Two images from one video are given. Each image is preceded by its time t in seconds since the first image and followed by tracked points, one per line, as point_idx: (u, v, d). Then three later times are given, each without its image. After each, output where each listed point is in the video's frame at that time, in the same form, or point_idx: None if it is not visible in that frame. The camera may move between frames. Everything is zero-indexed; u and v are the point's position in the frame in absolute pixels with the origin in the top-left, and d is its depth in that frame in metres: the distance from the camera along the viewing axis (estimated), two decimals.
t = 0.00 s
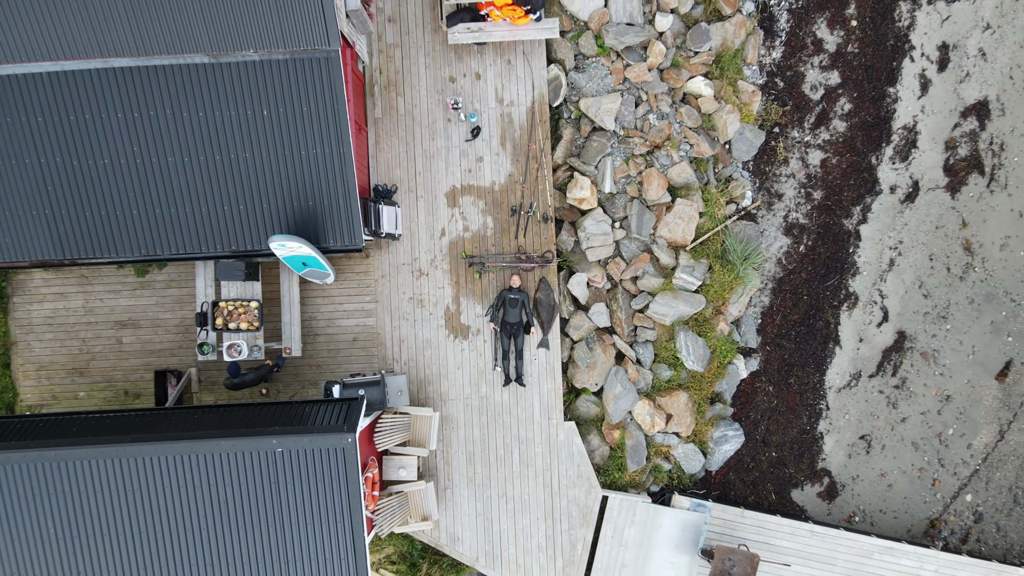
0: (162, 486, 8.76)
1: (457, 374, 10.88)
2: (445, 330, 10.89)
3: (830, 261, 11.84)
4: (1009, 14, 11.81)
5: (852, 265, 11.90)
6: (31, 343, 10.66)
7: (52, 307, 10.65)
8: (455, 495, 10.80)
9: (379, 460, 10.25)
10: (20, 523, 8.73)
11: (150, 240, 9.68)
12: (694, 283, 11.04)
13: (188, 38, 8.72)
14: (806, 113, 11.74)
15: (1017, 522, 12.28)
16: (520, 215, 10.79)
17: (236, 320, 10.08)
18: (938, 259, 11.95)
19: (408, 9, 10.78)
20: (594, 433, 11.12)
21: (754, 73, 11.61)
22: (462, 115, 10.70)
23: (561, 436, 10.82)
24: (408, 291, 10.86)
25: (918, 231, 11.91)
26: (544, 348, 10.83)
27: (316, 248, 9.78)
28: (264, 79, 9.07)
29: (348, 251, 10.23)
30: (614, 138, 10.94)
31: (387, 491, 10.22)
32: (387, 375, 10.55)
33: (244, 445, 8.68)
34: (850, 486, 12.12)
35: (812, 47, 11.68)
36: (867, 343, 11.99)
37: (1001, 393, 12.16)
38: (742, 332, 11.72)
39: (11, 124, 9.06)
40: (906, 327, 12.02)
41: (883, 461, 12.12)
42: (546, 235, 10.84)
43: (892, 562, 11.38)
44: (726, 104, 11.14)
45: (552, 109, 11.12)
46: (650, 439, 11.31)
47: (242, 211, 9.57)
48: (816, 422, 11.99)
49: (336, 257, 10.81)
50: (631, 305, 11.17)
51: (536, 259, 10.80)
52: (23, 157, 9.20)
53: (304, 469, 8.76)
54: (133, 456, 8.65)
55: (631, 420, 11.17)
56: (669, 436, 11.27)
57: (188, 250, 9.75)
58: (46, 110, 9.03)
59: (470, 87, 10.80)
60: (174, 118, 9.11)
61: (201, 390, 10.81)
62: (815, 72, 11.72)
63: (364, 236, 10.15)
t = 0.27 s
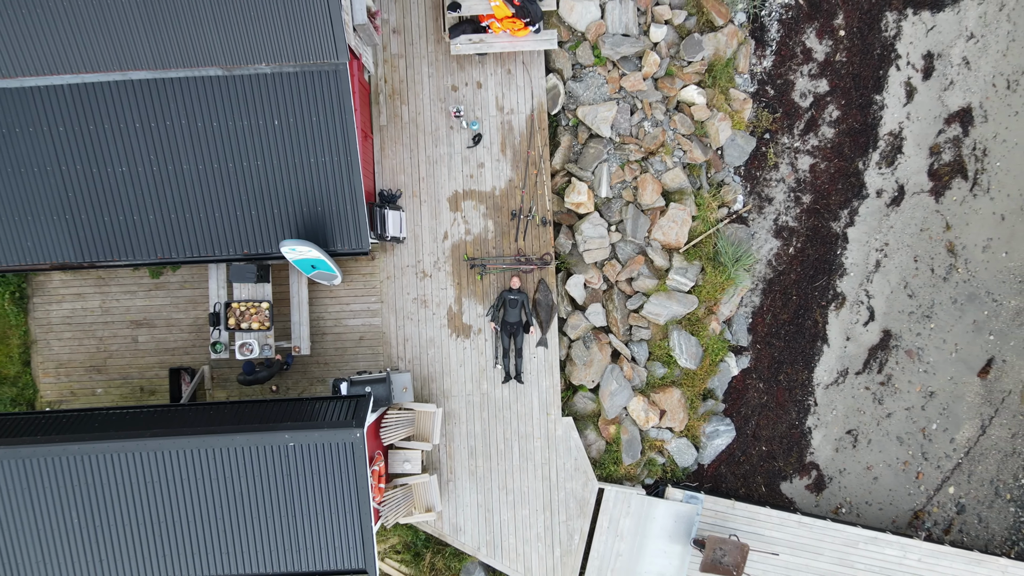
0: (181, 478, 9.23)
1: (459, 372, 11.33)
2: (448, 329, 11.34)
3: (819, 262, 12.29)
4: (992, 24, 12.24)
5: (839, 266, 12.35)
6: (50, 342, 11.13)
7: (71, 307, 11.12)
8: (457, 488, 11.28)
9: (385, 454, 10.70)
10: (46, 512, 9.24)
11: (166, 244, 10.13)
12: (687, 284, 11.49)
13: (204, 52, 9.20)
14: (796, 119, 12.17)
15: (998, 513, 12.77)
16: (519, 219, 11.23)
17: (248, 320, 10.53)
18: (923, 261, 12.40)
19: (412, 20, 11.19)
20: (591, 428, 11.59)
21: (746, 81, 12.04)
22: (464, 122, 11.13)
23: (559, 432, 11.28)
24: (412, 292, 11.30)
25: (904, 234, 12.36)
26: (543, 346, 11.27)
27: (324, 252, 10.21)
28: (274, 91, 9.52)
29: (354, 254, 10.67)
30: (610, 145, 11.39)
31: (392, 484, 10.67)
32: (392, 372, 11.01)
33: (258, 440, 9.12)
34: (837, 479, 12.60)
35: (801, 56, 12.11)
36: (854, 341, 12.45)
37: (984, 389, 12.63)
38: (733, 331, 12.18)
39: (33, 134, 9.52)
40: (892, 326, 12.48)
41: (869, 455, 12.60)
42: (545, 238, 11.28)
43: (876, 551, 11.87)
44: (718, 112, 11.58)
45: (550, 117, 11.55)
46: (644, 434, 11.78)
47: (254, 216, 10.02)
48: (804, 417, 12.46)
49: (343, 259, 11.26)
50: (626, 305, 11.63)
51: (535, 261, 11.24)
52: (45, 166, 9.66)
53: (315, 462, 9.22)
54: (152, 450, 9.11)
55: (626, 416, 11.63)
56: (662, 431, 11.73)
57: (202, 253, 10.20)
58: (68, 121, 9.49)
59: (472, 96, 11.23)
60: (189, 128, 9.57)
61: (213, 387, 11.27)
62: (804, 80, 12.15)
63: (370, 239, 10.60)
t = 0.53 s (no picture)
0: (196, 476, 9.67)
1: (461, 375, 11.77)
2: (451, 334, 11.78)
3: (808, 268, 12.74)
4: (975, 39, 12.69)
5: (828, 272, 12.81)
6: (68, 346, 11.57)
7: (88, 312, 11.56)
8: (459, 486, 11.72)
9: (390, 453, 11.14)
10: (68, 509, 9.68)
11: (181, 251, 10.58)
12: (680, 289, 11.94)
13: (217, 69, 9.62)
14: (786, 130, 12.61)
15: (981, 510, 13.25)
16: (519, 228, 11.67)
17: (258, 325, 10.95)
18: (908, 267, 12.86)
19: (416, 35, 11.62)
20: (588, 428, 12.03)
21: (737, 94, 12.49)
22: (466, 134, 11.58)
23: (557, 432, 11.72)
24: (416, 297, 11.74)
25: (890, 241, 12.82)
26: (542, 350, 11.71)
27: (332, 259, 10.64)
28: (285, 106, 9.96)
29: (360, 261, 11.09)
30: (607, 156, 11.84)
31: (397, 482, 11.10)
32: (397, 375, 11.46)
33: (270, 440, 9.55)
34: (826, 478, 13.06)
35: (791, 69, 12.55)
36: (842, 344, 12.91)
37: (967, 391, 13.09)
38: (725, 334, 12.63)
39: (55, 147, 9.96)
40: (879, 330, 12.94)
41: (856, 454, 13.06)
42: (544, 246, 11.71)
43: (863, 547, 12.33)
44: (711, 124, 12.04)
45: (549, 128, 11.99)
46: (640, 434, 12.23)
47: (265, 225, 10.47)
48: (794, 418, 12.92)
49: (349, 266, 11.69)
50: (622, 310, 12.08)
51: (534, 268, 11.67)
52: (66, 177, 10.11)
53: (325, 461, 9.65)
54: (168, 450, 9.53)
55: (622, 417, 12.09)
56: (657, 431, 12.18)
57: (216, 260, 10.67)
58: (88, 134, 9.93)
59: (473, 108, 11.66)
60: (204, 142, 10.02)
61: (225, 389, 11.72)
62: (794, 92, 12.59)
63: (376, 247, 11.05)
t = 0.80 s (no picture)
0: (210, 475, 10.11)
1: (463, 378, 12.21)
2: (453, 338, 12.22)
3: (798, 275, 13.20)
4: (959, 53, 13.13)
5: (817, 279, 13.26)
6: (84, 350, 12.01)
7: (103, 318, 12.00)
8: (461, 485, 12.16)
9: (394, 453, 11.58)
10: (87, 506, 10.11)
11: (194, 260, 11.02)
12: (674, 295, 12.40)
13: (231, 86, 10.05)
14: (776, 142, 13.07)
15: (966, 509, 13.70)
16: (519, 236, 12.12)
17: (268, 330, 11.39)
18: (894, 273, 13.32)
19: (419, 51, 12.07)
20: (585, 430, 12.48)
21: (729, 107, 12.94)
22: (467, 146, 12.02)
23: (555, 433, 12.16)
24: (419, 303, 12.19)
25: (877, 248, 13.27)
26: (540, 354, 12.16)
27: (339, 267, 11.08)
28: (295, 122, 10.41)
29: (366, 269, 11.52)
30: (603, 167, 12.29)
31: (401, 481, 11.53)
32: (401, 378, 11.91)
33: (281, 441, 9.99)
34: (815, 477, 13.51)
35: (781, 83, 13.00)
36: (830, 348, 13.36)
37: (952, 393, 13.54)
38: (718, 339, 13.08)
39: (74, 161, 10.40)
40: (866, 334, 13.40)
41: (845, 454, 13.51)
42: (542, 254, 12.16)
43: (851, 544, 12.77)
44: (703, 136, 12.50)
45: (548, 141, 12.44)
46: (635, 435, 12.68)
47: (275, 234, 10.92)
48: (784, 419, 13.37)
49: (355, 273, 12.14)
50: (618, 315, 12.52)
51: (533, 275, 12.11)
52: (85, 189, 10.55)
53: (333, 461, 10.10)
54: (184, 450, 9.97)
55: (618, 418, 12.54)
56: (652, 432, 12.63)
57: (228, 268, 11.11)
58: (106, 148, 10.36)
59: (475, 121, 12.11)
60: (218, 156, 10.46)
61: (235, 392, 12.17)
62: (784, 105, 13.03)
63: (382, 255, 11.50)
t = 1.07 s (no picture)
0: (223, 475, 10.54)
1: (464, 381, 12.65)
2: (454, 343, 12.67)
3: (788, 282, 13.65)
4: (944, 67, 13.59)
5: (807, 285, 13.71)
6: (99, 354, 12.46)
7: (117, 323, 12.45)
8: (463, 484, 12.59)
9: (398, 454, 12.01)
10: (104, 505, 10.52)
11: (206, 267, 11.47)
12: (668, 301, 12.86)
13: (241, 101, 10.44)
14: (767, 153, 13.52)
15: (951, 507, 14.15)
16: (519, 244, 12.57)
17: (277, 336, 11.83)
18: (882, 280, 13.77)
19: (422, 66, 12.51)
20: (582, 431, 12.93)
21: (722, 119, 13.38)
22: (469, 158, 12.46)
23: (554, 434, 12.61)
24: (422, 309, 12.63)
25: (864, 256, 13.73)
26: (539, 358, 12.60)
27: (345, 275, 11.51)
28: (304, 136, 10.86)
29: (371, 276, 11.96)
30: (600, 178, 12.75)
31: (405, 480, 11.95)
32: (405, 382, 12.35)
33: (291, 442, 10.42)
34: (805, 477, 13.97)
35: (772, 96, 13.45)
36: (820, 352, 13.81)
37: (937, 396, 14.00)
38: (711, 343, 13.53)
39: (92, 173, 10.85)
40: (854, 339, 13.85)
41: (834, 455, 13.97)
42: (541, 261, 12.61)
43: (839, 542, 13.22)
44: (696, 148, 12.95)
45: (546, 152, 12.89)
46: (630, 436, 13.13)
47: (284, 243, 11.36)
48: (775, 421, 13.82)
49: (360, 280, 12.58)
50: (614, 320, 12.98)
51: (532, 282, 12.56)
52: (102, 200, 11.00)
53: (341, 462, 10.54)
54: (197, 451, 10.38)
55: (614, 420, 12.99)
56: (647, 433, 13.09)
57: (238, 276, 11.55)
58: (122, 161, 10.81)
59: (476, 134, 12.55)
60: (229, 168, 10.91)
61: (245, 394, 12.62)
62: (775, 117, 13.49)
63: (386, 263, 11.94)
